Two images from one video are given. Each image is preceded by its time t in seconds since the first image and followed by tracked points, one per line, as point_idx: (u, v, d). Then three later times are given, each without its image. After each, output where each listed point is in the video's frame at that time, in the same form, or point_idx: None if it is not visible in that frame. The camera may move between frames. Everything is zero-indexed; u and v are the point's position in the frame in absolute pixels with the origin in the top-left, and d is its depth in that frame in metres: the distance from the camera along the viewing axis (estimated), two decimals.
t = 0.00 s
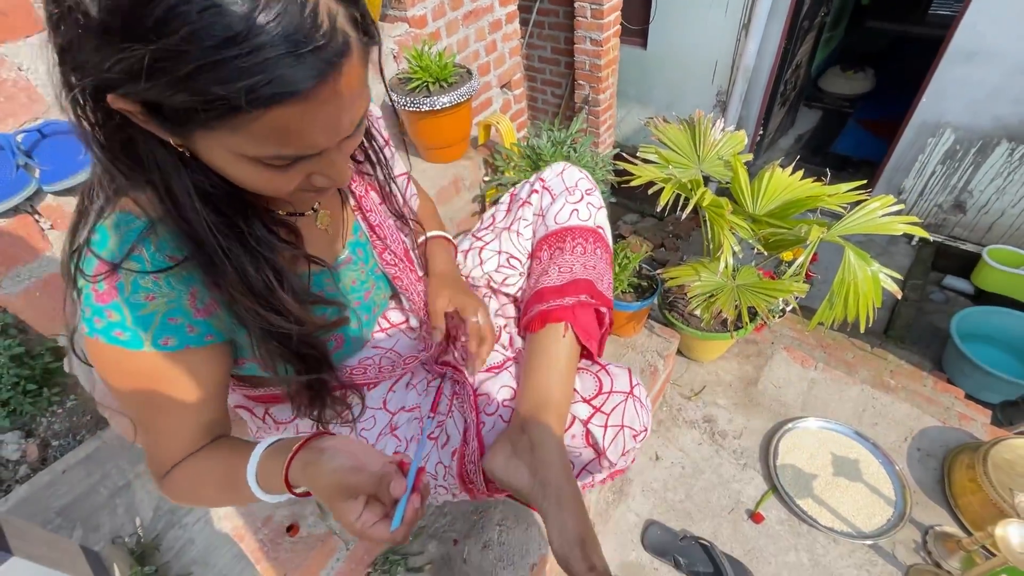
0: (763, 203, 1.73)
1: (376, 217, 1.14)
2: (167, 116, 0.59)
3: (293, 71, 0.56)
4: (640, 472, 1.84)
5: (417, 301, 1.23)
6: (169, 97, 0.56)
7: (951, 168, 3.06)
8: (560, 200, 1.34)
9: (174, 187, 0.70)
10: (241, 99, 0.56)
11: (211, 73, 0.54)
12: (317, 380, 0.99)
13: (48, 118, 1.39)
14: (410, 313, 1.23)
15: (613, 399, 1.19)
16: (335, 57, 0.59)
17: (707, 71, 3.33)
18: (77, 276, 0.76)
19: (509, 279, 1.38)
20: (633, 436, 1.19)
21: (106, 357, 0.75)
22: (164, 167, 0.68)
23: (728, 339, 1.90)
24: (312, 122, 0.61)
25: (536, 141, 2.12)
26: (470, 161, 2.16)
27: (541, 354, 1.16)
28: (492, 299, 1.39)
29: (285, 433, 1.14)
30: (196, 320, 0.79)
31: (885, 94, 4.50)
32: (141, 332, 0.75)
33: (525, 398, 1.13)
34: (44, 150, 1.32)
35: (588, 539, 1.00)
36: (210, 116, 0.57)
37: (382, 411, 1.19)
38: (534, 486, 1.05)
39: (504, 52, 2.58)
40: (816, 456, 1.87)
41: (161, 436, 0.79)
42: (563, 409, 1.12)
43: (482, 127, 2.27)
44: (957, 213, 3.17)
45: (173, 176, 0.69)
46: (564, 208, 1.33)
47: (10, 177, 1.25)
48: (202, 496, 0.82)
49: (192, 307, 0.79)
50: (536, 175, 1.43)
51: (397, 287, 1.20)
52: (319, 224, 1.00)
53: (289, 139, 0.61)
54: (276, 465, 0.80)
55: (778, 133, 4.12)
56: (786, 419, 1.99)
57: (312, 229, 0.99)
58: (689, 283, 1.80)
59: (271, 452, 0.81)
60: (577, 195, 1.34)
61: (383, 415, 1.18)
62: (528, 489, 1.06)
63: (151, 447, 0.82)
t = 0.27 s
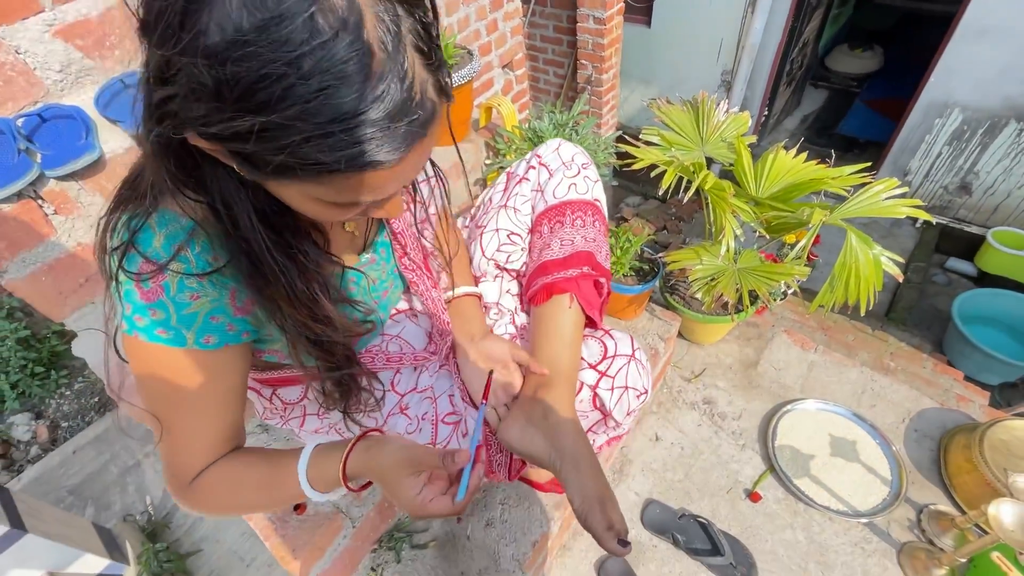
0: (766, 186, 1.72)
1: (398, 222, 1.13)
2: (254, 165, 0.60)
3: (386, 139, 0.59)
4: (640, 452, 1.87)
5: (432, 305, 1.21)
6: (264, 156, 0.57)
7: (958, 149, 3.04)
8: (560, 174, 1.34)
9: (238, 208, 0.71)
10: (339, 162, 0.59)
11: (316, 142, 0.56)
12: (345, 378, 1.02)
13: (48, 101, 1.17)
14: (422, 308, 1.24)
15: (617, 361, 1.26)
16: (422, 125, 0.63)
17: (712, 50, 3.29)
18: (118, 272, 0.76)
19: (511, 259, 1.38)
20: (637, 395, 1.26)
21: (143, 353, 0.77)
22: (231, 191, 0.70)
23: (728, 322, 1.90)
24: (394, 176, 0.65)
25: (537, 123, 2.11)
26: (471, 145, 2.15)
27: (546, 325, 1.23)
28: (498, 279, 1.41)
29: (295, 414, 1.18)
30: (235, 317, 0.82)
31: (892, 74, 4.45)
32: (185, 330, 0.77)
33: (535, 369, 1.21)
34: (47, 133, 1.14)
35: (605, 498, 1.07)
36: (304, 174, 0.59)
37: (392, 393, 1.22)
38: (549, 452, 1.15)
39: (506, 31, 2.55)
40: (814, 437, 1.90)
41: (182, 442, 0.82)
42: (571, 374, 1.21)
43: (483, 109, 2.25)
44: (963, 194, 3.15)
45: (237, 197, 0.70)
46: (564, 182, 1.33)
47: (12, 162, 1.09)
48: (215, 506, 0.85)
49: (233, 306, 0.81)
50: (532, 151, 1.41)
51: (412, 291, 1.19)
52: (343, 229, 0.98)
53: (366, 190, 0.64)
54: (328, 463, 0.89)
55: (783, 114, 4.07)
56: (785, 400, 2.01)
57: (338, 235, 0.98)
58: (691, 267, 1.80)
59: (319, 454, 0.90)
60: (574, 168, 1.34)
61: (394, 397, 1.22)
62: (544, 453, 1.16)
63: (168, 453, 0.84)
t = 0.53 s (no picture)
0: (771, 171, 1.71)
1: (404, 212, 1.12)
2: (299, 171, 0.60)
3: (433, 155, 0.62)
4: (641, 438, 1.88)
5: (436, 295, 1.20)
6: (317, 166, 0.59)
7: (965, 135, 3.01)
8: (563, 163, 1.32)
9: (261, 207, 0.71)
10: (391, 174, 0.61)
11: (374, 156, 0.58)
12: (353, 369, 1.03)
13: (45, 84, 1.18)
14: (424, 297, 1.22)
15: (619, 349, 1.26)
16: (464, 143, 0.66)
17: (717, 33, 3.24)
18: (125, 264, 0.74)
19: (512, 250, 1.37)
20: (640, 382, 1.26)
21: (148, 349, 0.75)
22: (257, 190, 0.69)
23: (731, 308, 1.89)
24: (428, 187, 0.67)
25: (540, 106, 2.09)
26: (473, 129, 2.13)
27: (550, 317, 1.23)
28: (498, 270, 1.39)
29: (295, 400, 1.18)
30: (244, 310, 0.81)
31: (900, 58, 4.39)
32: (196, 323, 0.76)
33: (539, 359, 1.22)
34: (44, 116, 1.14)
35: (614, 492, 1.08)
36: (356, 184, 0.61)
37: (393, 379, 1.23)
38: (556, 447, 1.15)
39: (508, 14, 2.51)
40: (815, 424, 1.90)
41: (178, 450, 0.79)
42: (575, 366, 1.21)
43: (486, 93, 2.23)
44: (969, 180, 3.12)
45: (262, 196, 0.70)
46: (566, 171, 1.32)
47: (8, 146, 1.09)
48: (210, 518, 0.82)
49: (243, 299, 0.80)
50: (532, 138, 1.40)
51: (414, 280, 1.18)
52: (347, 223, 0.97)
53: (403, 197, 0.67)
54: (346, 465, 0.92)
55: (790, 99, 4.02)
56: (787, 387, 2.02)
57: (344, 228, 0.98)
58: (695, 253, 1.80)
59: (336, 456, 0.92)
60: (576, 156, 1.32)
61: (396, 383, 1.22)
62: (550, 448, 1.15)
63: (157, 466, 0.80)
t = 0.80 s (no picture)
0: (776, 160, 1.70)
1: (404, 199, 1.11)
2: (308, 158, 0.60)
3: (443, 144, 0.62)
4: (642, 426, 1.88)
5: (436, 281, 1.20)
6: (327, 153, 0.58)
7: (972, 124, 2.98)
8: (564, 149, 1.31)
9: (265, 192, 0.70)
10: (401, 163, 0.61)
11: (387, 145, 0.58)
12: (354, 355, 1.03)
13: (42, 67, 1.16)
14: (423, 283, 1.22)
15: (619, 339, 1.26)
16: (472, 133, 0.66)
17: (723, 19, 3.19)
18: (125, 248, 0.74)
19: (512, 238, 1.36)
20: (639, 372, 1.26)
21: (150, 336, 0.74)
22: (262, 174, 0.69)
23: (733, 298, 1.89)
24: (435, 175, 0.67)
25: (543, 92, 2.07)
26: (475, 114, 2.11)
27: (550, 304, 1.23)
28: (498, 259, 1.38)
29: (295, 385, 1.18)
30: (246, 294, 0.81)
31: (908, 45, 4.33)
32: (198, 308, 0.76)
33: (538, 348, 1.22)
34: (41, 99, 1.13)
35: (611, 476, 1.07)
36: (366, 172, 0.61)
37: (393, 365, 1.23)
38: (549, 430, 1.16)
39: None
40: (815, 413, 1.91)
41: (181, 439, 0.79)
42: (573, 354, 1.21)
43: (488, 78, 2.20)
44: (974, 170, 3.10)
45: (267, 180, 0.69)
46: (566, 157, 1.30)
47: (7, 129, 1.07)
48: (213, 506, 0.83)
49: (244, 283, 0.80)
50: (534, 124, 1.39)
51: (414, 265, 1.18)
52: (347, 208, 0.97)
53: (412, 184, 0.66)
54: (358, 452, 0.92)
55: (795, 87, 3.98)
56: (788, 377, 2.02)
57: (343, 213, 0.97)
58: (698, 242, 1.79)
59: (347, 441, 0.93)
60: (578, 142, 1.31)
61: (395, 369, 1.22)
62: (544, 432, 1.17)
63: (160, 454, 0.80)
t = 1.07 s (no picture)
0: (784, 148, 1.67)
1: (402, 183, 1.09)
2: (314, 129, 0.58)
3: (456, 117, 0.60)
4: (643, 417, 1.87)
5: (435, 269, 1.18)
6: (335, 123, 0.56)
7: (980, 115, 2.94)
8: (567, 133, 1.28)
9: (265, 168, 0.68)
10: (412, 135, 0.59)
11: (398, 115, 0.56)
12: (355, 341, 1.02)
13: (33, 46, 1.14)
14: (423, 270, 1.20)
15: (623, 330, 1.25)
16: (485, 105, 0.64)
17: (729, 6, 3.14)
18: (118, 228, 0.72)
19: (514, 225, 1.34)
20: (643, 363, 1.26)
21: (145, 319, 0.72)
22: (261, 149, 0.67)
23: (738, 289, 1.87)
24: (445, 151, 0.65)
25: (547, 76, 2.03)
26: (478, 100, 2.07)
27: (554, 294, 1.20)
28: (499, 247, 1.36)
29: (292, 373, 1.16)
30: (243, 277, 0.78)
31: (916, 35, 4.27)
32: (194, 290, 0.73)
33: (540, 338, 1.20)
34: (32, 79, 1.10)
35: (588, 454, 1.10)
36: (374, 144, 0.59)
37: (391, 354, 1.21)
38: (541, 414, 1.16)
39: None
40: (819, 406, 1.89)
41: (178, 428, 0.77)
42: (576, 343, 1.19)
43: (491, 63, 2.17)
44: (981, 163, 3.06)
45: (267, 155, 0.67)
46: (569, 141, 1.28)
47: None
48: (213, 497, 0.81)
49: (242, 264, 0.78)
50: (536, 107, 1.36)
51: (413, 252, 1.16)
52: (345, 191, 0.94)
53: (421, 160, 0.65)
54: (364, 437, 0.90)
55: (802, 76, 3.92)
56: (791, 369, 2.00)
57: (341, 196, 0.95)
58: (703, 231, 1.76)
59: (350, 428, 0.91)
60: (581, 125, 1.28)
61: (394, 358, 1.20)
62: (536, 417, 1.16)
63: (157, 443, 0.78)
